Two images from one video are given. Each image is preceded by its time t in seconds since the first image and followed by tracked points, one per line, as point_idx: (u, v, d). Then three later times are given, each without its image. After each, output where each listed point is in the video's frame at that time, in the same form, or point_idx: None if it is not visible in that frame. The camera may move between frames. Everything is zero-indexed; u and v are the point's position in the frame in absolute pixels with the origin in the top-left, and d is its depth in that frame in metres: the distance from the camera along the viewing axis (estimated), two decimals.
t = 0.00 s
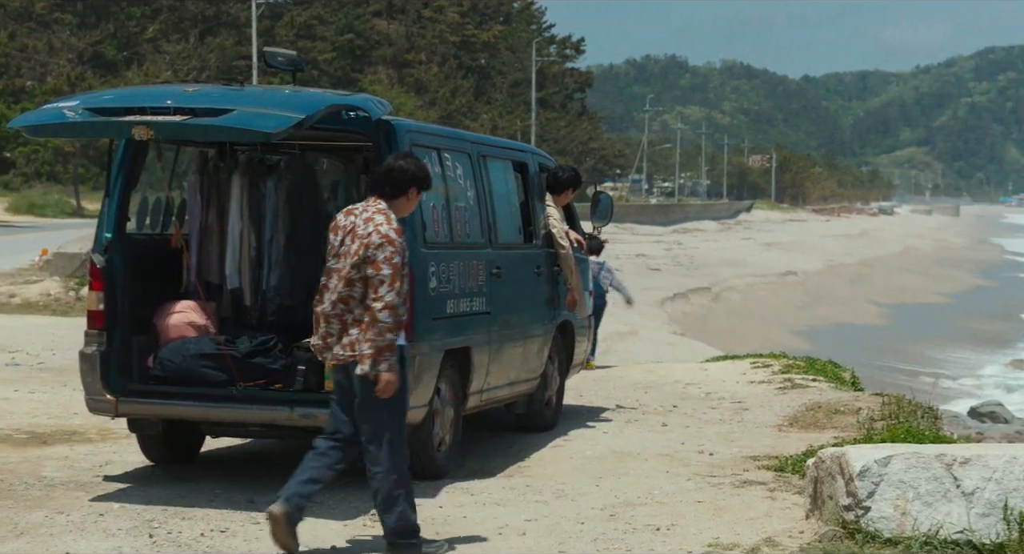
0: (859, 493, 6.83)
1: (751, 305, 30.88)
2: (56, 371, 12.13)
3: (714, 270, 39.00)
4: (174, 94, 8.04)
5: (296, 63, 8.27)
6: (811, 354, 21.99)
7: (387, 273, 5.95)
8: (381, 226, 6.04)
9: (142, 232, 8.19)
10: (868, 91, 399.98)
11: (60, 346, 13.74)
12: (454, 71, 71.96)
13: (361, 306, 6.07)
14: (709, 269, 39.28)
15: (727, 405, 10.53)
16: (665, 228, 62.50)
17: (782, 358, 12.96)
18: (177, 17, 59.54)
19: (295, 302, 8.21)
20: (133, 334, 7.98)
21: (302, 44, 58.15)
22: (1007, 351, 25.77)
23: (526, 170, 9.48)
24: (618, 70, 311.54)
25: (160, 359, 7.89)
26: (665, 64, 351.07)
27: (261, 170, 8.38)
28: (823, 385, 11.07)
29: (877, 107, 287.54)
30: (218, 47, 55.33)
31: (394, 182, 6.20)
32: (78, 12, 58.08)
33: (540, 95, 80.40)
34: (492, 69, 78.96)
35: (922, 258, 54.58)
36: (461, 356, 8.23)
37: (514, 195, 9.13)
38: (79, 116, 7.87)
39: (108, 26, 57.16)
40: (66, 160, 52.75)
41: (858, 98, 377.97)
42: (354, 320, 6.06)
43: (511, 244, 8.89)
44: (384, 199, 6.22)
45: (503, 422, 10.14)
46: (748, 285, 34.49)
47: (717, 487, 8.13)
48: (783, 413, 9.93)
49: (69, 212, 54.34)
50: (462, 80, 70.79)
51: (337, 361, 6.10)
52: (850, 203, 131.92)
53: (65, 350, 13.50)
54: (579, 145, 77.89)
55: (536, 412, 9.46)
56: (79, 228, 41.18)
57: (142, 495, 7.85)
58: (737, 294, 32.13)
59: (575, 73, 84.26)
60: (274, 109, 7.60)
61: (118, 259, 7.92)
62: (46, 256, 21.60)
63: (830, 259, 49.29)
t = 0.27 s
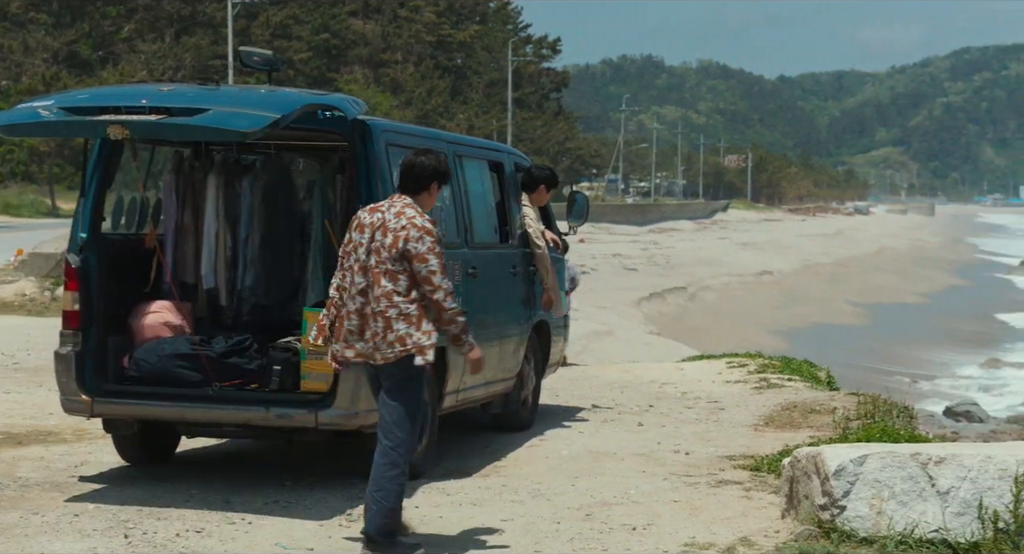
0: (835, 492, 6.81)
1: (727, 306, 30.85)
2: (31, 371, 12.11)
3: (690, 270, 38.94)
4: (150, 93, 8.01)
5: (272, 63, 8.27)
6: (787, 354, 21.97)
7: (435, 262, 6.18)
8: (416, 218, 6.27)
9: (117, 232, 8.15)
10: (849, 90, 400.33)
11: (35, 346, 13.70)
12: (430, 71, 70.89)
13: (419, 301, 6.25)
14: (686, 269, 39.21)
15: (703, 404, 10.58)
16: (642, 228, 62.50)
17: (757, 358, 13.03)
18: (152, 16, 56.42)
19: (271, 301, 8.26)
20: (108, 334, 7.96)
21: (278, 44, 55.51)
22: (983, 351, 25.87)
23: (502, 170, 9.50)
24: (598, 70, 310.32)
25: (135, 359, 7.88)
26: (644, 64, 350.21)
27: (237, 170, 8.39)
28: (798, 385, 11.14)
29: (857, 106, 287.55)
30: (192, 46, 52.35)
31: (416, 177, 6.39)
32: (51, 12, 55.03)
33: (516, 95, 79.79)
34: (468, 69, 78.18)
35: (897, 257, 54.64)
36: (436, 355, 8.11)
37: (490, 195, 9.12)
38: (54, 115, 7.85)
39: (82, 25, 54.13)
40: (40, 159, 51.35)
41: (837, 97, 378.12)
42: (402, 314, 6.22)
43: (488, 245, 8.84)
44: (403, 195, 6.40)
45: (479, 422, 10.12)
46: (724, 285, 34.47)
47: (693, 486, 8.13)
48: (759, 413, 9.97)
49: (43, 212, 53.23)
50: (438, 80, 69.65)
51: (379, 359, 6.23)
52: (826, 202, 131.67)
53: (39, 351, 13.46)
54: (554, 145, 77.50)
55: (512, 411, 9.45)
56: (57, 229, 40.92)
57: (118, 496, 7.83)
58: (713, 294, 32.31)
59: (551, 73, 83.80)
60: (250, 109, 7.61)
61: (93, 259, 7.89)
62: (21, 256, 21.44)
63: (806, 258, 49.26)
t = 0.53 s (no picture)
0: (808, 492, 6.81)
1: (701, 306, 30.84)
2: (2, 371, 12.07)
3: (665, 270, 38.94)
4: (122, 93, 7.99)
5: (246, 62, 8.26)
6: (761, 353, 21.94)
7: (467, 268, 6.30)
8: (447, 225, 6.38)
9: (90, 232, 8.12)
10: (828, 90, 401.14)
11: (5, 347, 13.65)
12: (403, 71, 70.24)
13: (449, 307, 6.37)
14: (660, 269, 39.21)
15: (676, 404, 10.65)
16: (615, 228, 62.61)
17: (730, 357, 13.11)
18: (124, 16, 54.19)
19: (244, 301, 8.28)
20: (80, 334, 7.94)
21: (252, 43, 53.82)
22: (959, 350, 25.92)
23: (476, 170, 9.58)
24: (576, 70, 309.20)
25: (107, 360, 7.85)
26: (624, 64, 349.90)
27: (210, 170, 8.40)
28: (771, 385, 11.21)
29: (834, 106, 287.74)
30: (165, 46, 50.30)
31: (441, 184, 6.50)
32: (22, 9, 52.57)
33: (491, 95, 79.54)
34: (442, 69, 77.84)
35: (870, 257, 54.71)
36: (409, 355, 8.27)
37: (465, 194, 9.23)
38: (26, 114, 7.84)
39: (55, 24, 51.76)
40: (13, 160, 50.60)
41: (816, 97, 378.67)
42: (432, 318, 6.32)
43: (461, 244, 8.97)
44: (430, 203, 6.52)
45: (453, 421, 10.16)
46: (698, 285, 34.47)
47: (665, 487, 8.14)
48: (731, 412, 10.02)
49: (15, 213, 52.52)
50: (412, 80, 69.34)
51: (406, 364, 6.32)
52: (800, 202, 131.63)
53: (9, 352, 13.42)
54: (528, 145, 77.58)
55: (486, 411, 9.48)
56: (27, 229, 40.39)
57: (90, 496, 7.81)
58: (687, 293, 32.36)
59: (526, 73, 83.60)
60: (223, 109, 7.60)
61: (66, 259, 7.88)
62: None
63: (779, 258, 49.24)
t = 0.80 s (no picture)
0: (786, 492, 6.81)
1: (679, 305, 30.87)
2: None
3: (643, 270, 38.95)
4: (100, 92, 7.97)
5: (223, 61, 8.26)
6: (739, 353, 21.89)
7: (484, 256, 6.45)
8: (470, 216, 6.59)
9: (68, 232, 8.09)
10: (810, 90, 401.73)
11: None
12: (382, 70, 69.72)
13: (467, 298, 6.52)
14: (639, 269, 39.22)
15: (656, 403, 10.72)
16: (594, 228, 62.60)
17: (710, 357, 13.19)
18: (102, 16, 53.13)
19: (221, 300, 8.31)
20: (59, 334, 7.92)
21: (230, 43, 52.77)
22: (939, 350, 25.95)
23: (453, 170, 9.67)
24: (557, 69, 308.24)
25: (86, 360, 7.83)
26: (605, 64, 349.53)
27: (189, 170, 8.41)
28: (750, 384, 11.29)
29: (815, 105, 287.82)
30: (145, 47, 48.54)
31: (464, 174, 6.82)
32: None
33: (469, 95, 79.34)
34: (421, 68, 77.52)
35: (849, 257, 54.73)
36: (390, 356, 8.37)
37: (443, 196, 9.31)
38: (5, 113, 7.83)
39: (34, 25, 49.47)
40: None
41: (798, 97, 379.18)
42: (452, 308, 6.53)
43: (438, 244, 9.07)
44: (457, 195, 6.80)
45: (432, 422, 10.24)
46: (676, 284, 34.49)
47: (645, 486, 8.15)
48: (710, 412, 10.10)
49: None
50: (390, 80, 69.00)
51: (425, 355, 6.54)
52: (779, 203, 131.51)
53: None
54: (507, 144, 77.59)
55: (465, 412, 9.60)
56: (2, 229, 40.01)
57: (68, 496, 7.79)
58: (665, 292, 32.30)
59: (505, 73, 83.43)
60: (202, 108, 7.60)
61: (45, 260, 7.86)
62: None
63: (756, 258, 49.35)
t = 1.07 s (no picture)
0: (771, 491, 6.79)
1: (664, 305, 30.88)
2: None
3: (628, 270, 38.95)
4: (83, 92, 7.95)
5: (207, 62, 8.25)
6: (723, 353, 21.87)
7: (508, 262, 6.60)
8: (495, 221, 6.73)
9: (51, 232, 8.12)
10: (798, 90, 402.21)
11: None
12: (366, 70, 69.49)
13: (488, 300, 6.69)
14: (624, 269, 39.21)
15: (641, 403, 10.78)
16: (580, 228, 62.59)
17: (695, 357, 13.25)
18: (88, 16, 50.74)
19: (205, 300, 8.30)
20: (44, 334, 7.92)
21: (214, 43, 52.40)
22: (924, 350, 25.98)
23: (438, 170, 9.68)
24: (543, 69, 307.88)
25: (70, 360, 7.82)
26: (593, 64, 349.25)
27: (173, 170, 8.41)
28: (735, 384, 11.34)
29: (801, 105, 288.11)
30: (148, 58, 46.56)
31: (490, 177, 6.88)
32: None
33: (455, 95, 79.20)
34: (406, 68, 77.32)
35: (833, 257, 54.82)
36: (374, 356, 8.36)
37: (427, 196, 9.32)
38: None
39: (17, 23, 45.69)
40: None
41: (786, 97, 379.36)
42: (474, 308, 6.73)
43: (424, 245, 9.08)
44: (483, 196, 6.91)
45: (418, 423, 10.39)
46: (661, 284, 34.49)
47: (630, 486, 8.15)
48: (695, 412, 10.15)
49: None
50: (375, 80, 68.75)
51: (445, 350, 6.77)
52: (763, 203, 131.61)
53: None
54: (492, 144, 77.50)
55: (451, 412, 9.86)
56: None
57: (51, 497, 7.78)
58: (650, 292, 32.29)
59: (490, 73, 83.32)
60: (186, 108, 7.60)
61: (28, 258, 7.86)
62: None
63: (740, 258, 49.39)
